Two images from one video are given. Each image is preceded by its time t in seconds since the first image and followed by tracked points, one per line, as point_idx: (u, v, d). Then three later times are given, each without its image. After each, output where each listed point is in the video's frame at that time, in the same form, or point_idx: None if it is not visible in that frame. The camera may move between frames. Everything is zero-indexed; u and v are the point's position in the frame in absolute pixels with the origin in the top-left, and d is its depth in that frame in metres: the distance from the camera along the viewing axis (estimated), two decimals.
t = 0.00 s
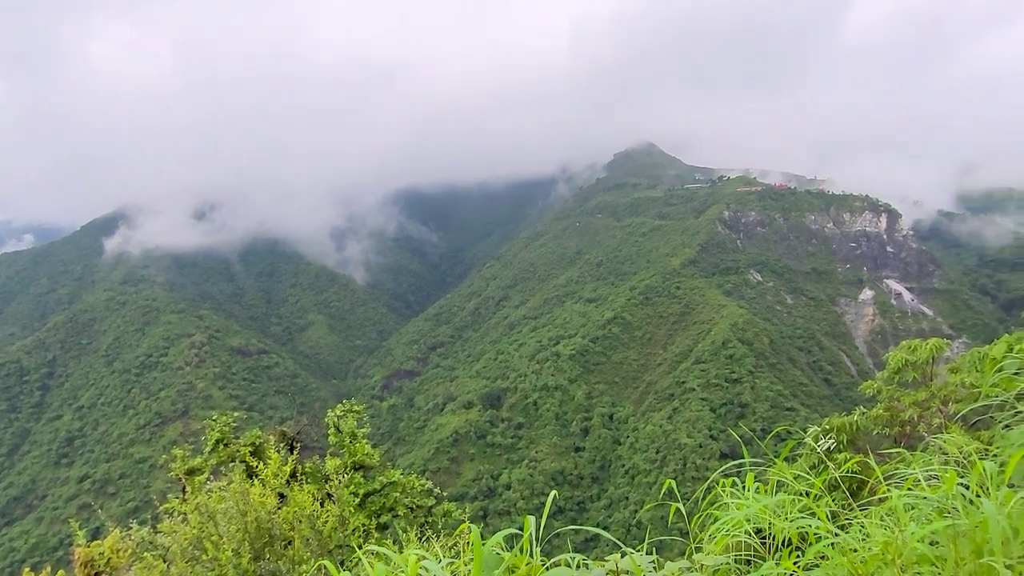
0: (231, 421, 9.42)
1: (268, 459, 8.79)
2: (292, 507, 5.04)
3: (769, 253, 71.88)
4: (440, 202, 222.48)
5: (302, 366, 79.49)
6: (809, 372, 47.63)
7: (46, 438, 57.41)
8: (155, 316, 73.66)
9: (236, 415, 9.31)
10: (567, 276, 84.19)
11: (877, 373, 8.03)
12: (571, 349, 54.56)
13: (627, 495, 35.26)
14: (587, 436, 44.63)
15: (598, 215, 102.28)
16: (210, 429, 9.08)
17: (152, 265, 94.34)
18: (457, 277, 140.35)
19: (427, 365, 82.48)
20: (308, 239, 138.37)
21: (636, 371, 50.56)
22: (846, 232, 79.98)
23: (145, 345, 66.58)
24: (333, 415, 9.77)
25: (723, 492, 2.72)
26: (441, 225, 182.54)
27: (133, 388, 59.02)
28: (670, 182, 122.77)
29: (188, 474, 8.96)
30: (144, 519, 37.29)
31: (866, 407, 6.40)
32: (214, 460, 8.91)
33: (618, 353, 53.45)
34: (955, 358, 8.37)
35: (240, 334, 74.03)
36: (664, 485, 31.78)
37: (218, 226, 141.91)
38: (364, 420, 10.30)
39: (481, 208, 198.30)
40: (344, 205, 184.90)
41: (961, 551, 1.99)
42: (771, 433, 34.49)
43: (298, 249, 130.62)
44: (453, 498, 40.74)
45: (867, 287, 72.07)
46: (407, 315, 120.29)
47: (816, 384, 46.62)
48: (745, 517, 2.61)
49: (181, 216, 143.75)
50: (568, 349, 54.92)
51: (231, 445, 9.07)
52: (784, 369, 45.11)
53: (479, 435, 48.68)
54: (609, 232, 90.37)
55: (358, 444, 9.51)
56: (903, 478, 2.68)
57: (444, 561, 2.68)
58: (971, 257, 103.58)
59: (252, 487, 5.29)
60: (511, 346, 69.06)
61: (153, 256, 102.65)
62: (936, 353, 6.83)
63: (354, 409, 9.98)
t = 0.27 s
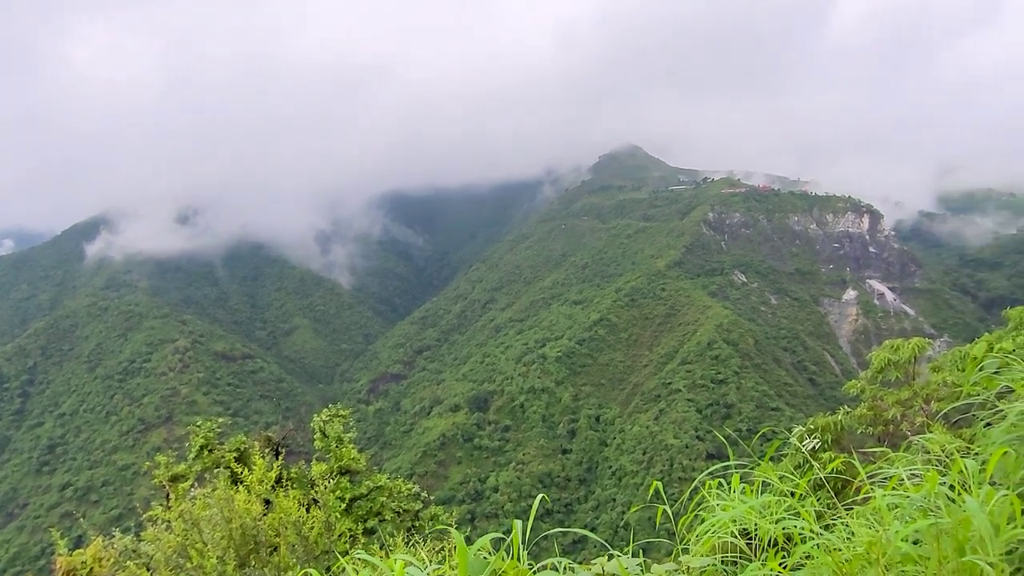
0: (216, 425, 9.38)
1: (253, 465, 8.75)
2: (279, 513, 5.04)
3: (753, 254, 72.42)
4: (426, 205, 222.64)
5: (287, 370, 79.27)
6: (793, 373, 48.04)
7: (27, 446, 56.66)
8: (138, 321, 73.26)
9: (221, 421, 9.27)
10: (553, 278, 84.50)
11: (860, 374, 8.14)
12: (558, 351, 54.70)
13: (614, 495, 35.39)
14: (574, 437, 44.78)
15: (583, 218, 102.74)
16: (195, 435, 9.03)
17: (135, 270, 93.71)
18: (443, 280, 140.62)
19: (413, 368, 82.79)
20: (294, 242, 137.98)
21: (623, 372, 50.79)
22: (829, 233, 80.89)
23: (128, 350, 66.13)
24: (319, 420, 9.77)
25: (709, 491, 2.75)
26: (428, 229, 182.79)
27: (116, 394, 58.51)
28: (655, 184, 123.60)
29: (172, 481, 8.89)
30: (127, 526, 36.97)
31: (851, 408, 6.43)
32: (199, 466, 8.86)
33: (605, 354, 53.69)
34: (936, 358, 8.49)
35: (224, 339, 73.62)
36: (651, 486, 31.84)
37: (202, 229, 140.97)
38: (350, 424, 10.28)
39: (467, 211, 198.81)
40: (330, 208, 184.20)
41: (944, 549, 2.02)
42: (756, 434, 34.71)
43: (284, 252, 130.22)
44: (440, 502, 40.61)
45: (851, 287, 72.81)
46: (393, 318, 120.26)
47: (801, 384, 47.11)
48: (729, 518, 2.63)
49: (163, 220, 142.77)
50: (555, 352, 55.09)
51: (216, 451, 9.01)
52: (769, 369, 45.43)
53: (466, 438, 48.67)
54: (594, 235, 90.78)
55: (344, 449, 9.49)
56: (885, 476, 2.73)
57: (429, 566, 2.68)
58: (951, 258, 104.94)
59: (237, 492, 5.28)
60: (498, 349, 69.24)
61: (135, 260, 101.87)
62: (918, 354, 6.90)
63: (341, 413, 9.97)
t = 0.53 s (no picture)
0: (201, 431, 9.30)
1: (238, 470, 8.69)
2: (265, 518, 5.01)
3: (738, 254, 72.90)
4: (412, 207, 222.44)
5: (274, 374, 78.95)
6: (778, 371, 48.40)
7: (8, 453, 55.88)
8: (121, 326, 72.58)
9: (206, 426, 9.19)
10: (539, 279, 84.59)
11: (843, 371, 8.23)
12: (545, 352, 54.77)
13: (602, 496, 35.47)
14: (562, 438, 44.86)
15: (569, 218, 103.02)
16: (180, 440, 8.96)
17: (119, 274, 92.87)
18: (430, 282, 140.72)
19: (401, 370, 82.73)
20: (280, 245, 137.37)
21: (610, 372, 50.84)
22: (813, 232, 81.66)
23: (111, 355, 65.54)
24: (305, 423, 9.71)
25: (697, 491, 2.76)
26: (415, 230, 182.68)
27: (99, 399, 57.91)
28: (641, 184, 124.17)
29: (156, 487, 8.81)
30: (111, 533, 36.60)
31: (834, 404, 6.46)
32: (184, 472, 8.78)
33: (592, 355, 53.87)
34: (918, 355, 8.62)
35: (209, 342, 73.09)
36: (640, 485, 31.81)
37: (187, 233, 139.87)
38: (338, 427, 10.23)
39: (454, 213, 199.08)
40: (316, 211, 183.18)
41: (929, 543, 2.04)
42: (742, 433, 34.96)
43: (270, 255, 129.52)
44: (429, 504, 40.45)
45: (835, 286, 73.48)
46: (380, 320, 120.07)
47: (786, 382, 47.51)
48: (717, 517, 2.64)
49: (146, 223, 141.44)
50: (542, 352, 55.15)
51: (201, 455, 8.95)
52: (755, 368, 45.67)
53: (454, 440, 48.57)
54: (580, 235, 91.04)
55: (332, 452, 9.45)
56: (871, 473, 2.74)
57: (417, 569, 2.65)
58: (933, 256, 106.34)
59: (223, 497, 5.24)
60: (484, 350, 69.26)
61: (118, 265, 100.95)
62: (901, 350, 6.96)
63: (328, 416, 9.92)
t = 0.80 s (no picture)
0: (188, 435, 9.24)
1: (226, 474, 8.64)
2: (252, 523, 4.97)
3: (726, 254, 73.32)
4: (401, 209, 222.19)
5: (262, 378, 78.67)
6: (765, 370, 48.65)
7: None
8: (107, 330, 71.98)
9: (193, 430, 9.14)
10: (528, 280, 84.74)
11: (830, 370, 8.29)
12: (534, 353, 54.80)
13: (592, 497, 35.50)
14: (551, 439, 44.89)
15: (558, 220, 103.15)
16: (166, 445, 8.89)
17: (104, 278, 92.14)
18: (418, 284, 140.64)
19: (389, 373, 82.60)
20: (269, 248, 136.78)
21: (599, 373, 50.96)
22: (799, 232, 82.28)
23: (97, 360, 65.02)
24: (293, 426, 9.67)
25: (687, 492, 2.76)
26: (404, 233, 182.46)
27: (85, 404, 57.40)
28: (628, 185, 124.57)
29: (143, 491, 8.75)
30: (97, 539, 36.26)
31: (821, 403, 6.55)
32: (171, 477, 8.72)
33: (581, 356, 53.96)
34: (905, 353, 8.72)
35: (196, 346, 72.60)
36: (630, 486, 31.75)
37: (173, 235, 138.85)
38: (327, 431, 10.19)
39: (443, 215, 199.04)
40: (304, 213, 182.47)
41: (916, 542, 2.06)
42: (731, 432, 35.06)
43: (258, 258, 128.88)
44: (418, 506, 40.29)
45: (821, 286, 74.00)
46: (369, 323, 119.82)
47: (774, 381, 47.78)
48: (708, 515, 2.64)
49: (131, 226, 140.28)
50: (531, 354, 55.17)
51: (188, 460, 8.88)
52: (743, 368, 45.81)
53: (443, 442, 48.47)
54: (569, 236, 91.22)
55: (320, 455, 9.42)
56: (859, 471, 2.75)
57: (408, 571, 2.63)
58: (918, 256, 107.36)
59: (210, 503, 5.22)
60: (473, 352, 69.22)
61: (103, 269, 100.16)
62: (887, 349, 7.02)
63: (316, 420, 9.88)
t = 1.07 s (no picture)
0: (177, 439, 9.19)
1: (215, 478, 8.60)
2: (242, 527, 4.95)
3: (715, 255, 73.69)
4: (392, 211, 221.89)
5: (251, 381, 78.49)
6: (755, 371, 48.88)
7: None
8: (94, 334, 71.43)
9: (182, 435, 9.10)
10: (518, 282, 84.77)
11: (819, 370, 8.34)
12: (525, 355, 54.87)
13: (582, 498, 35.58)
14: (542, 441, 44.93)
15: (548, 221, 103.30)
16: (155, 449, 8.85)
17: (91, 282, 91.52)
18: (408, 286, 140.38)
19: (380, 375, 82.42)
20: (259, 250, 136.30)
21: (589, 374, 51.08)
22: (787, 233, 82.77)
23: (84, 364, 64.56)
24: (284, 430, 9.63)
25: (677, 491, 2.77)
26: (395, 235, 182.24)
27: (72, 409, 56.96)
28: (618, 186, 124.89)
29: (131, 496, 8.70)
30: (85, 545, 35.98)
31: (811, 403, 6.60)
32: (160, 481, 8.67)
33: (571, 357, 54.07)
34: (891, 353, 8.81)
35: (185, 350, 72.18)
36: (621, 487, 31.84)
37: (162, 238, 137.93)
38: (318, 433, 10.16)
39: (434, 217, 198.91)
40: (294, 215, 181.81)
41: (902, 541, 2.07)
42: (721, 432, 35.19)
43: (247, 260, 128.26)
44: (409, 509, 40.18)
45: (810, 287, 74.34)
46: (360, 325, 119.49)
47: (763, 381, 48.01)
48: (698, 515, 2.64)
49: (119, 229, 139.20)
50: (521, 356, 55.21)
51: (177, 464, 8.84)
52: (732, 368, 46.00)
53: (434, 444, 48.42)
54: (559, 238, 91.33)
55: (310, 459, 9.39)
56: (850, 470, 2.75)
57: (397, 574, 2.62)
58: (905, 256, 108.15)
59: (199, 507, 5.20)
60: (464, 354, 69.14)
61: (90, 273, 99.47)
62: (876, 348, 7.07)
63: (306, 423, 9.86)
